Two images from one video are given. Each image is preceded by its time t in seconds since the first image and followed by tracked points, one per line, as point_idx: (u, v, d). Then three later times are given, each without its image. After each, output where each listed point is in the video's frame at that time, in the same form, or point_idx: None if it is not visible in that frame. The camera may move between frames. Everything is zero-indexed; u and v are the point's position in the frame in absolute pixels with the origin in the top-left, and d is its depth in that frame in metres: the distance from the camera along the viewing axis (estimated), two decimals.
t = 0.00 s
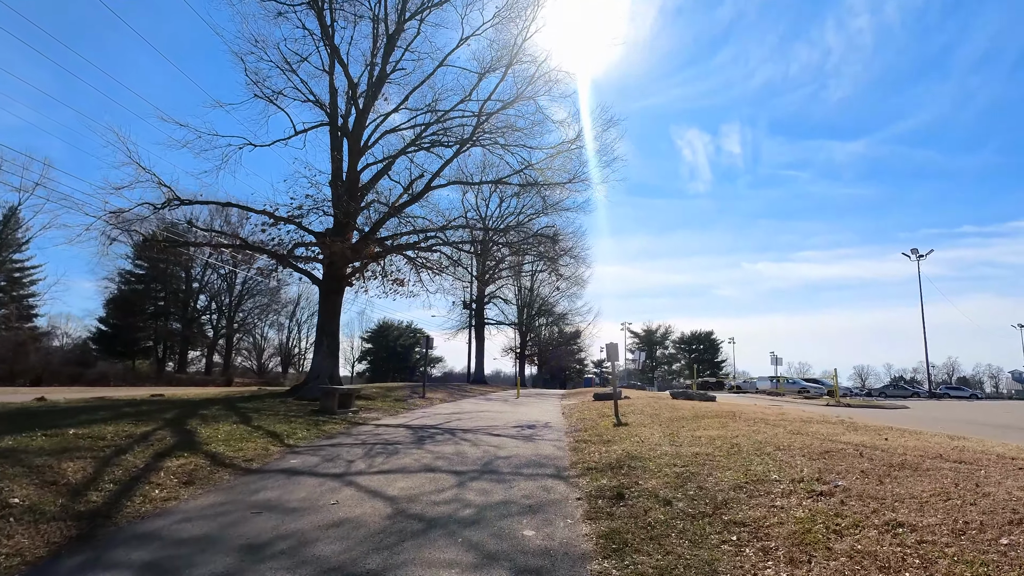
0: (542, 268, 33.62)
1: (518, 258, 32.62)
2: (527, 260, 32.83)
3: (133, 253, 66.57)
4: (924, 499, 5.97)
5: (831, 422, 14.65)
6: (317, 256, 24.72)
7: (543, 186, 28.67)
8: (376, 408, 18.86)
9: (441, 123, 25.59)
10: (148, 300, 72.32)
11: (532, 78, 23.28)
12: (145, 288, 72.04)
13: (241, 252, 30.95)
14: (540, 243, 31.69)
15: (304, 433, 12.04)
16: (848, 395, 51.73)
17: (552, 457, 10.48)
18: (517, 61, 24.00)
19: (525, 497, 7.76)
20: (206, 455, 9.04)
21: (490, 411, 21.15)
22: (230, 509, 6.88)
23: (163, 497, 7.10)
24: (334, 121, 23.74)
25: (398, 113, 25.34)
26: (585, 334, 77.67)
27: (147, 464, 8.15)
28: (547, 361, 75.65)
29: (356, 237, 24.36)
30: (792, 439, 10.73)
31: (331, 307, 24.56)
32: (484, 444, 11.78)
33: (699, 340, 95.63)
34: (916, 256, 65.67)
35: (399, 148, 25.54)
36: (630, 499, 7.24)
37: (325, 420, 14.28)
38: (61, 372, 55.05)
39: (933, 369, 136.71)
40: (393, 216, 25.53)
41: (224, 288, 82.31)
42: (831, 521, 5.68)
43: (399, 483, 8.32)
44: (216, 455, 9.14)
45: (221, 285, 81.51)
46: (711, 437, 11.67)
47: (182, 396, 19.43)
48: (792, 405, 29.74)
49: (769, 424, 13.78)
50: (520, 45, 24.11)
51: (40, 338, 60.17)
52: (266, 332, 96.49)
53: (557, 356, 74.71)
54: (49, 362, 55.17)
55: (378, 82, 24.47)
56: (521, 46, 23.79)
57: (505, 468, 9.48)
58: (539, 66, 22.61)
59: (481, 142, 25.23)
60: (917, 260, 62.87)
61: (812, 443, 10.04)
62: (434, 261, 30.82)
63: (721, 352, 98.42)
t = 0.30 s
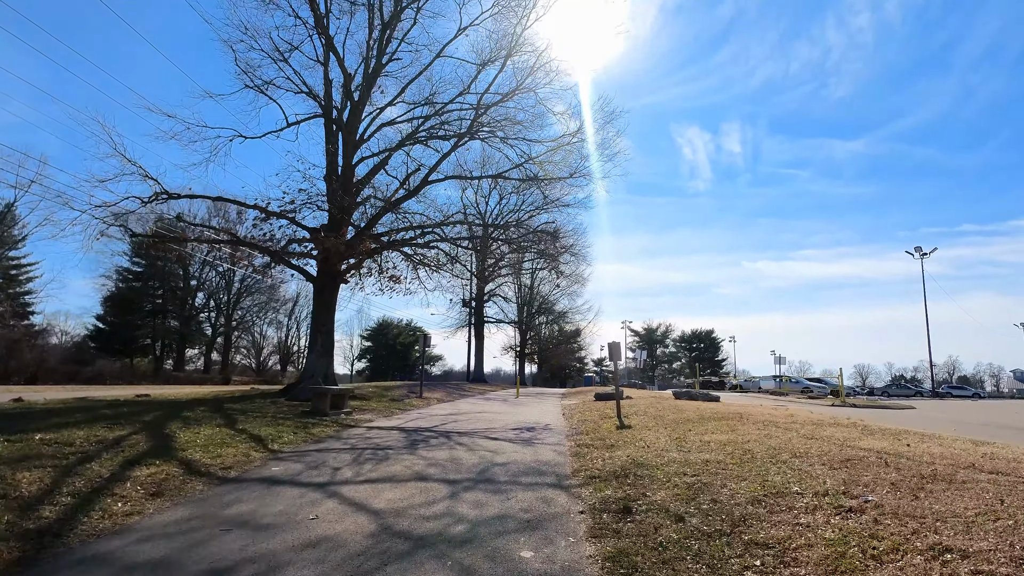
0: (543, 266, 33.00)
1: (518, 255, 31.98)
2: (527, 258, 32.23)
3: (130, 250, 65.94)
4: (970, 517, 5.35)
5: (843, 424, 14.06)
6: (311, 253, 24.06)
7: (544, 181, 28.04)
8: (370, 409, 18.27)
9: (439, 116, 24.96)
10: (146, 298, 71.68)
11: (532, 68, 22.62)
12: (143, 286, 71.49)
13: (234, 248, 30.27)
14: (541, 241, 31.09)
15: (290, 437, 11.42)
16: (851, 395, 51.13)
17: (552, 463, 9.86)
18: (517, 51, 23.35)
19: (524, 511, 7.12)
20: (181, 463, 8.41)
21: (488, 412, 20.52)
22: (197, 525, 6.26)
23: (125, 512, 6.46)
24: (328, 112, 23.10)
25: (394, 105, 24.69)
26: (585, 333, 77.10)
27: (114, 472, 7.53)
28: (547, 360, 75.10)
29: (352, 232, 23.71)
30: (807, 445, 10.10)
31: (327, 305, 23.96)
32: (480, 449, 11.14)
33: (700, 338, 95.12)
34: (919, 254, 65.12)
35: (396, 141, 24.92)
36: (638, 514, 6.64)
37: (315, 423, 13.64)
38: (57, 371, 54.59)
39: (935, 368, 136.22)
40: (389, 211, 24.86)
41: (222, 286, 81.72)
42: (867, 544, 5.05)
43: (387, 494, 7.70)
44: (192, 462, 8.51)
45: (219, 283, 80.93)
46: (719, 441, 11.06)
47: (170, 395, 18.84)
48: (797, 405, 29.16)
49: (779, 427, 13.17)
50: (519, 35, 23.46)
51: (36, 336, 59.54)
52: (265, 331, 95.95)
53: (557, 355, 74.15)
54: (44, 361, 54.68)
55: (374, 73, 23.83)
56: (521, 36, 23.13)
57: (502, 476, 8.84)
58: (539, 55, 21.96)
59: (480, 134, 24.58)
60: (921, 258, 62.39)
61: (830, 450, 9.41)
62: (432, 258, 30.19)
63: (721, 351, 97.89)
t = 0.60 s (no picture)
0: (542, 265, 32.39)
1: (517, 253, 31.38)
2: (526, 256, 31.62)
3: (126, 247, 65.23)
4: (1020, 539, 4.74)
5: (854, 428, 13.44)
6: (303, 249, 23.42)
7: (543, 177, 27.42)
8: (362, 410, 17.64)
9: (436, 109, 24.32)
10: (143, 296, 70.96)
11: (531, 58, 22.01)
12: (139, 284, 70.75)
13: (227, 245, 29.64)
14: (540, 238, 30.48)
15: (272, 441, 10.79)
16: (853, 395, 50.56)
17: (549, 470, 9.23)
18: (515, 42, 22.73)
19: (517, 526, 6.49)
20: (148, 470, 7.77)
21: (485, 413, 19.89)
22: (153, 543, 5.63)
23: (74, 528, 5.81)
24: (320, 104, 22.46)
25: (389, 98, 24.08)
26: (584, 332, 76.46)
27: (70, 481, 6.90)
28: (545, 359, 74.45)
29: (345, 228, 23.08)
30: (821, 451, 9.47)
31: (319, 303, 23.34)
32: (472, 453, 10.51)
33: (699, 338, 94.48)
34: (920, 254, 64.56)
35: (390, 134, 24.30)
36: (642, 530, 6.03)
37: (301, 427, 12.98)
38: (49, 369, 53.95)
39: (935, 369, 135.68)
40: (383, 205, 24.20)
41: (219, 284, 81.01)
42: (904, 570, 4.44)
43: (369, 505, 7.08)
44: (160, 469, 7.87)
45: (216, 281, 80.21)
46: (725, 445, 10.45)
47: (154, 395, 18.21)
48: (801, 406, 28.57)
49: (787, 430, 12.53)
50: (517, 25, 22.83)
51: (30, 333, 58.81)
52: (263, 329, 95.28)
53: (555, 354, 73.51)
54: (36, 359, 54.00)
55: (367, 64, 23.18)
56: (520, 26, 22.52)
57: (494, 484, 8.21)
58: (538, 45, 21.36)
59: (478, 127, 23.95)
60: (922, 258, 61.88)
61: (847, 456, 8.78)
62: (429, 256, 29.59)
63: (720, 351, 97.32)
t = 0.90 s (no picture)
0: (541, 264, 31.74)
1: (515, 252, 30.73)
2: (524, 255, 30.98)
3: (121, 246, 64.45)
4: None
5: (865, 435, 12.81)
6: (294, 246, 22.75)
7: (541, 174, 26.81)
8: (351, 413, 17.00)
9: (431, 103, 23.66)
10: (139, 295, 70.24)
11: (528, 50, 21.37)
12: (134, 282, 69.98)
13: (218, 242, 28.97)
14: (539, 237, 29.83)
15: (250, 448, 10.13)
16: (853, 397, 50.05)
17: (544, 482, 8.58)
18: (512, 33, 22.08)
19: (507, 549, 5.85)
20: (106, 483, 7.13)
21: (479, 416, 19.28)
22: (95, 571, 4.99)
23: (9, 553, 5.18)
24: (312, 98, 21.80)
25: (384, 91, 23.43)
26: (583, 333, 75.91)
27: (14, 498, 6.24)
28: (543, 359, 73.91)
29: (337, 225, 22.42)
30: (835, 461, 8.86)
31: (311, 302, 22.72)
32: (463, 463, 9.87)
33: (698, 339, 93.96)
34: (922, 255, 64.06)
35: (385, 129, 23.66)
36: (646, 557, 5.40)
37: (284, 432, 12.33)
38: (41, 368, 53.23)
39: (934, 370, 135.35)
40: (377, 202, 23.53)
41: (215, 283, 80.25)
42: None
43: (345, 525, 6.43)
44: (120, 482, 7.22)
45: (212, 280, 79.45)
46: (732, 454, 9.83)
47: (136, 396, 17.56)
48: (804, 409, 28.01)
49: (796, 438, 11.91)
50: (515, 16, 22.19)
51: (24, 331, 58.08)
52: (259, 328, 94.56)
53: (553, 355, 72.98)
54: (28, 358, 53.25)
55: (360, 57, 22.54)
56: (517, 18, 21.87)
57: (484, 499, 7.57)
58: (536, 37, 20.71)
59: (474, 122, 23.35)
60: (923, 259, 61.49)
61: (863, 468, 8.18)
62: (425, 254, 28.96)
63: (720, 351, 96.84)
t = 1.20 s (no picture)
0: (540, 263, 31.15)
1: (515, 250, 30.14)
2: (524, 254, 30.46)
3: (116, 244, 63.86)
4: None
5: (879, 437, 12.22)
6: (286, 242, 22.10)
7: (540, 169, 26.20)
8: (342, 414, 16.40)
9: (427, 94, 23.06)
10: (135, 294, 69.59)
11: (527, 39, 20.79)
12: (131, 280, 69.41)
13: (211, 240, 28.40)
14: (538, 234, 29.22)
15: (229, 452, 9.51)
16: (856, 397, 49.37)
17: (542, 490, 7.96)
18: (510, 23, 21.47)
19: (499, 568, 5.22)
20: (61, 492, 6.51)
21: (475, 417, 18.65)
22: None
23: None
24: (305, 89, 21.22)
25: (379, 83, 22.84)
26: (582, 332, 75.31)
27: None
28: (543, 359, 73.31)
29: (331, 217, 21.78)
30: (854, 467, 8.24)
31: (303, 299, 22.09)
32: (456, 468, 9.24)
33: (697, 339, 93.45)
34: (924, 255, 63.36)
35: (380, 123, 23.08)
36: None
37: (268, 434, 11.70)
38: (34, 368, 52.68)
39: (934, 370, 134.86)
40: (372, 196, 22.90)
41: (212, 281, 79.63)
42: None
43: (321, 539, 5.81)
44: (76, 491, 6.60)
45: (209, 278, 78.86)
46: (742, 459, 9.23)
47: (120, 396, 16.93)
48: (809, 409, 27.42)
49: (808, 441, 11.29)
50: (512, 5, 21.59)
51: (18, 330, 57.47)
52: (257, 327, 93.95)
53: (553, 355, 72.37)
54: (22, 357, 52.69)
55: (355, 47, 21.95)
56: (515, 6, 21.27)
57: (476, 509, 6.94)
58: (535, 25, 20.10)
59: (471, 114, 22.76)
60: (926, 258, 61.02)
61: (886, 475, 7.56)
62: (422, 252, 28.38)
63: (719, 351, 96.27)
